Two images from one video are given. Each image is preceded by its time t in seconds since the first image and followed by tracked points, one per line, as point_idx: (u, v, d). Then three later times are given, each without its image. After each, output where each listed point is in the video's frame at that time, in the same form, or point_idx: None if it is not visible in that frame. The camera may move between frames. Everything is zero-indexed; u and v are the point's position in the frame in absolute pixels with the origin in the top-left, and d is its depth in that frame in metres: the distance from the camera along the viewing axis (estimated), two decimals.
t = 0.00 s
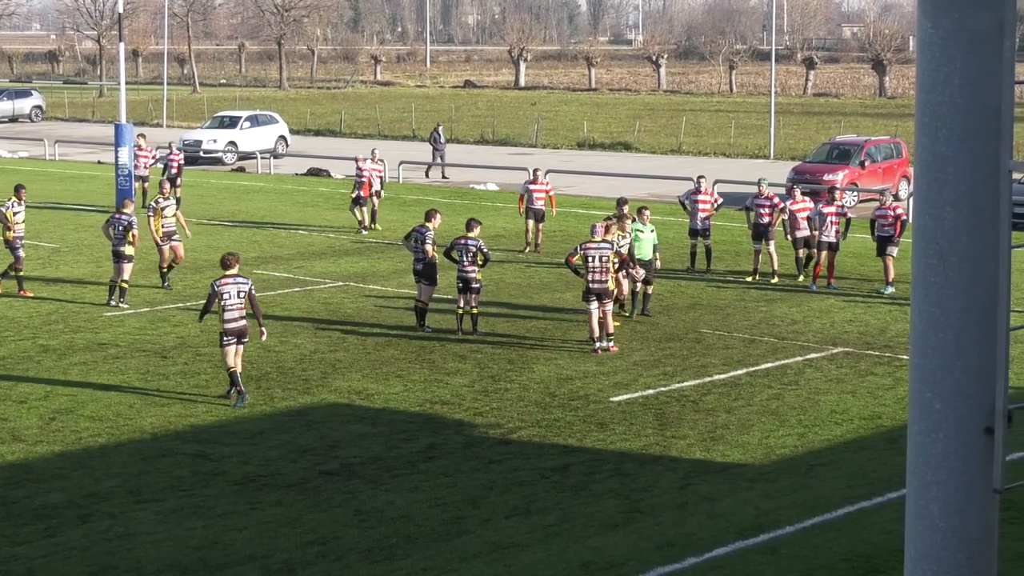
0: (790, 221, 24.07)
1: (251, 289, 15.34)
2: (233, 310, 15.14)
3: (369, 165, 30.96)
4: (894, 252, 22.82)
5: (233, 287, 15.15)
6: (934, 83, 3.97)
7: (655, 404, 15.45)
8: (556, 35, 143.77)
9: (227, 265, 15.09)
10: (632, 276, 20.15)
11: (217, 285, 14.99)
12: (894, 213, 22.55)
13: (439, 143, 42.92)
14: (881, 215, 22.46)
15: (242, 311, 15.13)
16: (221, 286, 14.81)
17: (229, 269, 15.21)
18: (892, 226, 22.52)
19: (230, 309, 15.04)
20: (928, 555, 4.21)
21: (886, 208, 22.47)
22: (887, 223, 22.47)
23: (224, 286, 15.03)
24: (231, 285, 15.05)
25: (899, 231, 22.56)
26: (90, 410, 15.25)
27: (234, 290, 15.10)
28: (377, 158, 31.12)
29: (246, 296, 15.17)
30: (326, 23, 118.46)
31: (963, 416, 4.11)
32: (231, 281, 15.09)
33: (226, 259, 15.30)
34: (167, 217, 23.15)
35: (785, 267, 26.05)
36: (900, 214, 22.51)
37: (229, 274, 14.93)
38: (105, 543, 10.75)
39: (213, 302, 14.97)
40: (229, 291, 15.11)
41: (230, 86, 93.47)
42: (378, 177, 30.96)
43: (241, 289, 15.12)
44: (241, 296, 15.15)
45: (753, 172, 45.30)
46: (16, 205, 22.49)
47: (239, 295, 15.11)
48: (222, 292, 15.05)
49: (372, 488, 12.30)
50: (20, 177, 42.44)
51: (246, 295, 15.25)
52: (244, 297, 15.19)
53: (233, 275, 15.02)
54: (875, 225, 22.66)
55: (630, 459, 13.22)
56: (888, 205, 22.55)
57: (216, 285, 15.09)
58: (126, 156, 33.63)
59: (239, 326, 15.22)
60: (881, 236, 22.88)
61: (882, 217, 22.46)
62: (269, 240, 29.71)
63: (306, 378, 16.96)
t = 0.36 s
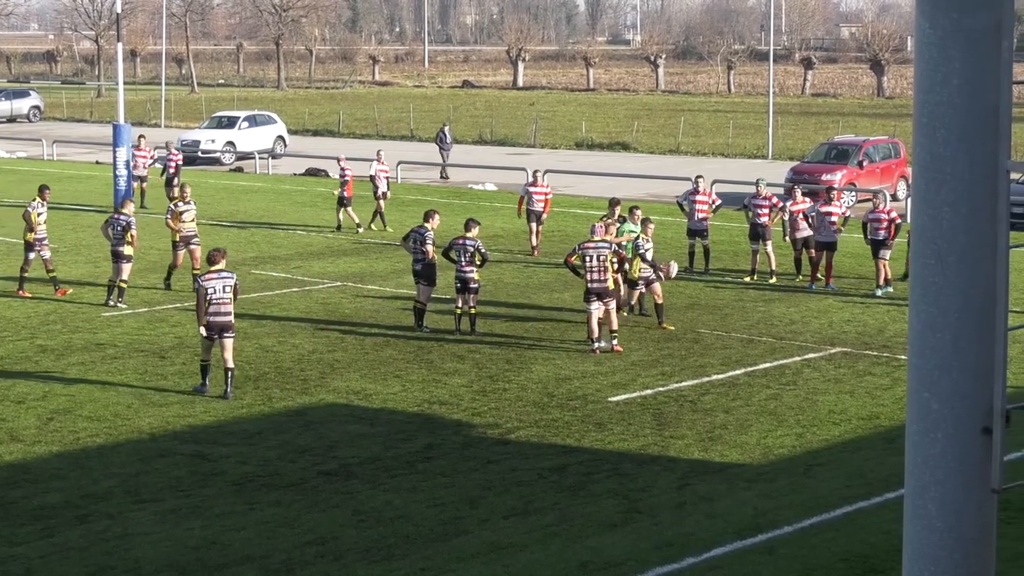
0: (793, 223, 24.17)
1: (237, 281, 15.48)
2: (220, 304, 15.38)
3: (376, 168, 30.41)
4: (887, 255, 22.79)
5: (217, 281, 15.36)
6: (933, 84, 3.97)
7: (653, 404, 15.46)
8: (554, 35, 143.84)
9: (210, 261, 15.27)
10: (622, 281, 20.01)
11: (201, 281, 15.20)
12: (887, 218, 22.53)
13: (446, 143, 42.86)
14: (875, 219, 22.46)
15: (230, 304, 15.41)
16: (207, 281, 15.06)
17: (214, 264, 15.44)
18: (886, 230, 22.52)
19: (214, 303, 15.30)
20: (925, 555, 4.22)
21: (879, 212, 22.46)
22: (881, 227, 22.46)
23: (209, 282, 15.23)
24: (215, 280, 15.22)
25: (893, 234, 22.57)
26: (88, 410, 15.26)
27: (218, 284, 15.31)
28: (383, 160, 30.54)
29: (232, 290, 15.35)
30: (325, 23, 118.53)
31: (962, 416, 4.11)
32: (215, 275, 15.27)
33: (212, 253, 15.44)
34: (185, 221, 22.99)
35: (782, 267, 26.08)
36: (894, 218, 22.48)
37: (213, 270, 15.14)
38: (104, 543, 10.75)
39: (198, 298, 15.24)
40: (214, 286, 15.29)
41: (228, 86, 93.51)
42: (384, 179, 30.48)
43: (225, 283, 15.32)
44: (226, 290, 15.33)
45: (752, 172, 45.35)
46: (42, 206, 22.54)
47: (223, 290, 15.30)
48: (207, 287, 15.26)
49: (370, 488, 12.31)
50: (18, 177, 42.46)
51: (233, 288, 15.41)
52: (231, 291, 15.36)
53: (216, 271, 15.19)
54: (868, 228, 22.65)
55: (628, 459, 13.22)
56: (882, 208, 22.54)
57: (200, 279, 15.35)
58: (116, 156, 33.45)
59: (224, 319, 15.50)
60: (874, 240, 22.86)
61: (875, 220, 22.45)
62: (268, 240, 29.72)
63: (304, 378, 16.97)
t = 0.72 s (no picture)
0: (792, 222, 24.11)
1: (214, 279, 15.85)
2: (197, 301, 15.70)
3: (381, 167, 30.59)
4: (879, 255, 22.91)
5: (193, 277, 15.73)
6: (930, 83, 3.96)
7: (650, 404, 15.46)
8: (550, 34, 143.79)
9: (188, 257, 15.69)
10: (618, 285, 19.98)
11: (178, 276, 15.59)
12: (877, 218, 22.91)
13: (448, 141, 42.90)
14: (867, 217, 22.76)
15: (206, 302, 15.70)
16: (182, 276, 15.43)
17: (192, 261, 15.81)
18: (876, 230, 22.89)
19: (192, 299, 15.58)
20: (922, 555, 4.22)
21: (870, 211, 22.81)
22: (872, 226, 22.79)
23: (186, 277, 15.61)
24: (191, 275, 15.60)
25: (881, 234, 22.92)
26: (85, 410, 15.26)
27: (195, 280, 15.65)
28: (388, 159, 30.72)
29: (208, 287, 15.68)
30: (322, 23, 118.44)
31: (957, 417, 4.12)
32: (191, 272, 15.65)
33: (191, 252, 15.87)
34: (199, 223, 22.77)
35: (779, 266, 26.09)
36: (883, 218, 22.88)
37: (190, 265, 15.52)
38: (101, 543, 10.75)
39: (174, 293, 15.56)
40: (191, 282, 15.66)
41: (226, 86, 93.43)
42: (389, 179, 30.68)
43: (201, 279, 15.67)
44: (203, 286, 15.67)
45: (749, 172, 45.35)
46: (65, 204, 22.55)
47: (200, 285, 15.64)
48: (184, 283, 15.63)
49: (367, 488, 12.30)
50: (15, 177, 42.43)
51: (209, 285, 15.77)
52: (207, 287, 15.70)
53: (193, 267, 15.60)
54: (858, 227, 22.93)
55: (625, 459, 13.22)
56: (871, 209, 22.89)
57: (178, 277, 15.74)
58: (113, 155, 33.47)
59: (202, 316, 15.76)
60: (864, 242, 23.02)
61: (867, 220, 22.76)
62: (265, 240, 29.71)
63: (300, 378, 16.97)
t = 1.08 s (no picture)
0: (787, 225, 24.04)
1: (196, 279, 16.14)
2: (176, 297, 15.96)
3: (385, 169, 30.35)
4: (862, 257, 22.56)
5: (175, 276, 16.02)
6: (923, 84, 3.98)
7: (645, 404, 15.46)
8: (545, 35, 143.81)
9: (168, 254, 16.00)
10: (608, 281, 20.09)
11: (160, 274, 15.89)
12: (857, 219, 22.46)
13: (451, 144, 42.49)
14: (846, 221, 22.41)
15: (184, 299, 15.93)
16: (160, 273, 15.76)
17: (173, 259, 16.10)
18: (857, 232, 22.48)
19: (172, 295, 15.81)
20: (916, 554, 4.23)
21: (849, 213, 22.43)
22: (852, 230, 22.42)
23: (167, 275, 15.92)
24: (172, 274, 15.92)
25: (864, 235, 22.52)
26: (80, 410, 15.25)
27: (175, 279, 15.94)
28: (393, 162, 30.35)
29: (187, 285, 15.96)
30: (316, 23, 118.30)
31: (952, 416, 4.12)
32: (172, 270, 15.97)
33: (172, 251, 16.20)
34: (204, 224, 22.42)
35: (774, 266, 26.08)
36: (864, 219, 22.40)
37: (171, 262, 15.86)
38: (95, 543, 10.74)
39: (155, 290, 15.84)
40: (172, 280, 15.96)
41: (220, 86, 93.30)
42: (394, 182, 30.45)
43: (182, 277, 15.95)
44: (183, 285, 15.94)
45: (743, 172, 45.38)
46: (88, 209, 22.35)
47: (179, 284, 15.92)
48: (165, 280, 15.93)
49: (362, 488, 12.30)
50: (9, 177, 42.37)
51: (189, 284, 16.05)
52: (186, 286, 15.98)
53: (173, 264, 15.90)
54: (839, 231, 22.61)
55: (620, 459, 13.22)
56: (852, 210, 22.48)
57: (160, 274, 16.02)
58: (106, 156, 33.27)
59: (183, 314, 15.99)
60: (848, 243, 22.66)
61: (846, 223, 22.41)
62: (259, 240, 29.68)
63: (295, 378, 16.95)
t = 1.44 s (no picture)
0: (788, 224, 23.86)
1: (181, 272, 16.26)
2: (161, 293, 16.04)
3: (393, 168, 30.21)
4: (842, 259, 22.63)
5: (161, 271, 16.08)
6: (922, 84, 3.99)
7: (642, 404, 15.45)
8: (542, 35, 143.77)
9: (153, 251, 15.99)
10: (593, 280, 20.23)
11: (146, 270, 15.92)
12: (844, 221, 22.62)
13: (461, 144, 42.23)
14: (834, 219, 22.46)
15: (174, 294, 16.12)
16: (149, 271, 15.80)
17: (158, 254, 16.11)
18: (843, 233, 22.63)
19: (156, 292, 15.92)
20: (915, 555, 4.23)
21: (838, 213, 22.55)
22: (839, 230, 22.59)
23: (154, 271, 15.96)
24: (160, 269, 15.98)
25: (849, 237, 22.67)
26: (77, 410, 15.24)
27: (163, 274, 16.02)
28: (399, 161, 30.14)
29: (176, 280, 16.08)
30: (314, 23, 118.20)
31: (949, 416, 4.13)
32: (159, 266, 16.02)
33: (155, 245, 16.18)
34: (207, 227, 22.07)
35: (771, 267, 26.10)
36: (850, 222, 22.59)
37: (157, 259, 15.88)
38: (93, 543, 10.73)
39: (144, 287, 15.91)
40: (158, 276, 16.02)
41: (217, 86, 93.19)
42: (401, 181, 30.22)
43: (169, 273, 16.05)
44: (171, 280, 16.05)
45: (741, 172, 45.39)
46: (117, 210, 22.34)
47: (168, 279, 16.04)
48: (152, 276, 15.98)
49: (359, 488, 12.30)
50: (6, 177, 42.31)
51: (176, 277, 16.17)
52: (175, 280, 16.11)
53: (161, 261, 15.95)
54: (826, 230, 22.76)
55: (617, 459, 13.22)
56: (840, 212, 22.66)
57: (146, 269, 16.03)
58: (104, 156, 33.18)
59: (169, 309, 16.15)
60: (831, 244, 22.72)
61: (833, 223, 22.56)
62: (257, 240, 29.65)
63: (293, 378, 16.95)
